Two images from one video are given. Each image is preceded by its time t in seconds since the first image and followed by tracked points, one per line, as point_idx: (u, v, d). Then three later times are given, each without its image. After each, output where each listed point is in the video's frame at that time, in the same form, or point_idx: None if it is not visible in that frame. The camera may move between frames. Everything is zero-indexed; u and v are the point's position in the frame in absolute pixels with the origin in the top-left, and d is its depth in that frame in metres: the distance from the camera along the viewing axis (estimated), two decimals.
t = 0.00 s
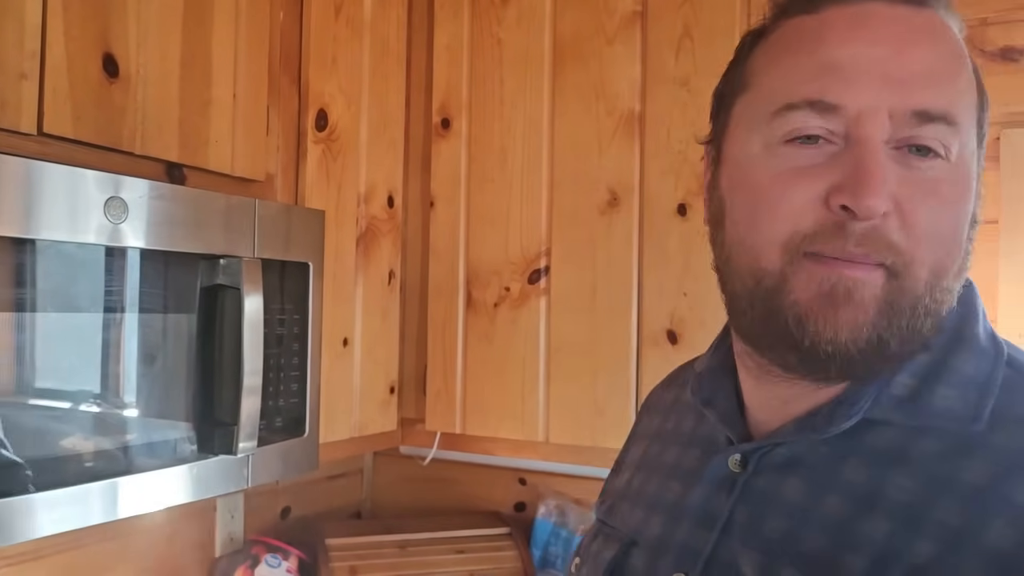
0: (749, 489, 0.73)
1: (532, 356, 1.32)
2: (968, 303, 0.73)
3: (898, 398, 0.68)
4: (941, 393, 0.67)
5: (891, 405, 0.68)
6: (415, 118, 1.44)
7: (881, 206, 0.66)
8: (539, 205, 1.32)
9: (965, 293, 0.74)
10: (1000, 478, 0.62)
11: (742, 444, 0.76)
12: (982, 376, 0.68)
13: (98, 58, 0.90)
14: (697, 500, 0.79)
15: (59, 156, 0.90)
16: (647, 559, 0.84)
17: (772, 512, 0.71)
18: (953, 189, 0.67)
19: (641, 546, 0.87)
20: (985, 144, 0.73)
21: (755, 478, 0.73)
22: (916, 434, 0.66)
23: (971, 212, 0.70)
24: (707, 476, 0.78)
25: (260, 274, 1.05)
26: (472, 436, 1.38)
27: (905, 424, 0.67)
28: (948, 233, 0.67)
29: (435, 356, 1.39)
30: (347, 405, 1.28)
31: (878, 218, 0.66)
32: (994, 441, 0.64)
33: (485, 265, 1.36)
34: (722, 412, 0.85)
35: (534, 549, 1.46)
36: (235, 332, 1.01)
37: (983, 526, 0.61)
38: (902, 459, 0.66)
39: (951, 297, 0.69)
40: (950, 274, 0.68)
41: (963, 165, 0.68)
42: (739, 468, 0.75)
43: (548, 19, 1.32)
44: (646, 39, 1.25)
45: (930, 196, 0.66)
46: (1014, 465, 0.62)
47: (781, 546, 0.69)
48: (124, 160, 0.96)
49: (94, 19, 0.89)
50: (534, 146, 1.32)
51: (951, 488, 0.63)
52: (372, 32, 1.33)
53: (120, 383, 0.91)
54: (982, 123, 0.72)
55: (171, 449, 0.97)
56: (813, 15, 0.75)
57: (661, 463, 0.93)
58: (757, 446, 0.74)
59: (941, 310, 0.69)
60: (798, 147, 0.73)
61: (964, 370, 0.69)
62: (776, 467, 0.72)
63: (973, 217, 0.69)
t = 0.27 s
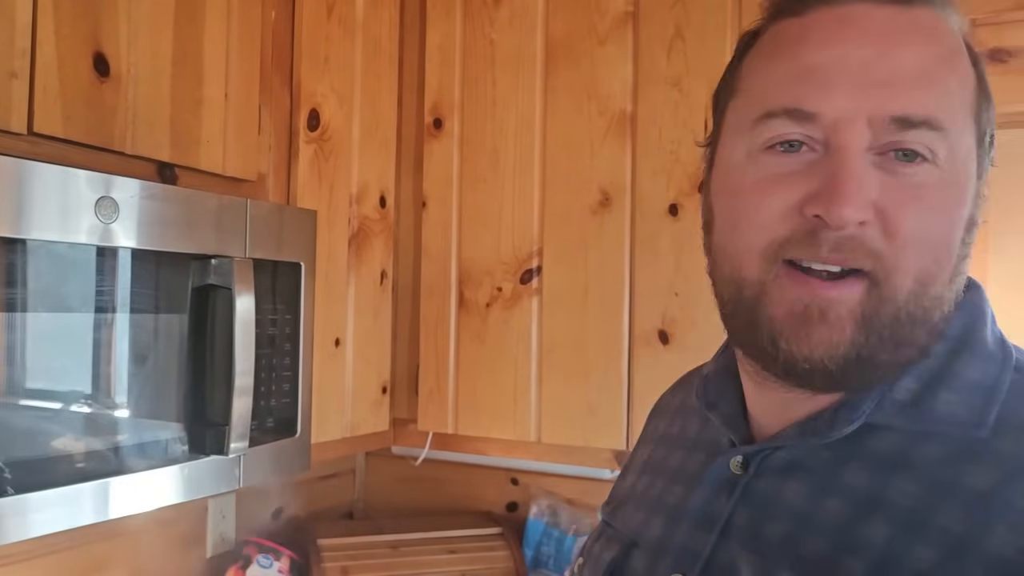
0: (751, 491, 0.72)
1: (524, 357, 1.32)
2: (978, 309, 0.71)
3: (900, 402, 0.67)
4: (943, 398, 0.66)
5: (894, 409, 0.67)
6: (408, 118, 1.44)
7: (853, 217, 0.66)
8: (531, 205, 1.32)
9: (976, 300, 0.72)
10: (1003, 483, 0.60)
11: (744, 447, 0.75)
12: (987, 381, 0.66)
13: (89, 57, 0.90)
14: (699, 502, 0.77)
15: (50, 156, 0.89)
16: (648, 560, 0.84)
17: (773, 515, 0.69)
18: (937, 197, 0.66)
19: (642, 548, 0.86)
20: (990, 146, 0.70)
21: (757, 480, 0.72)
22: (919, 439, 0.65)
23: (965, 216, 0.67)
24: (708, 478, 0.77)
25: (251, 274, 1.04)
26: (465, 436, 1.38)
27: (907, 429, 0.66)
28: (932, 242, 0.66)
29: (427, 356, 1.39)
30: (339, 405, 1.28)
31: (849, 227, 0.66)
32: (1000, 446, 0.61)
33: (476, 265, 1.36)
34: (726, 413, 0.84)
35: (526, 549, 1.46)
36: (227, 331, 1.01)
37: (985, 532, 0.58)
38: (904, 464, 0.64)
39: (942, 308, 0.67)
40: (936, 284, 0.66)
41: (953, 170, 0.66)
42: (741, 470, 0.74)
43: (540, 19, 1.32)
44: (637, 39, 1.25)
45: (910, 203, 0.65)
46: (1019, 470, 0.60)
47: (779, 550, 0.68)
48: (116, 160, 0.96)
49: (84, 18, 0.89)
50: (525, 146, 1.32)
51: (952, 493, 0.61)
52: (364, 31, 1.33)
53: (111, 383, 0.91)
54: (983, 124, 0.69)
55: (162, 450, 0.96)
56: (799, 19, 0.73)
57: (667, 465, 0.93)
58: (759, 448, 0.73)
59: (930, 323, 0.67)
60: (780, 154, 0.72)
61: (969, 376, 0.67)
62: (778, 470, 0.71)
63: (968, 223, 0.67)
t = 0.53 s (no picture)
0: (742, 489, 0.75)
1: (518, 357, 1.32)
2: (962, 313, 0.74)
3: (886, 404, 0.70)
4: (927, 401, 0.69)
5: (878, 411, 0.70)
6: (402, 118, 1.44)
7: (650, 262, 0.72)
8: (525, 206, 1.32)
9: (962, 303, 0.75)
10: (987, 487, 0.65)
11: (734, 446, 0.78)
12: (971, 386, 0.70)
13: (82, 56, 0.90)
14: (688, 500, 0.81)
15: (43, 155, 0.89)
16: (641, 557, 0.85)
17: (763, 514, 0.73)
18: (734, 224, 0.68)
19: (637, 545, 0.87)
20: (852, 145, 0.68)
21: (748, 479, 0.75)
22: (905, 442, 0.69)
23: (794, 230, 0.67)
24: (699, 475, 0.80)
25: (245, 274, 1.04)
26: (459, 436, 1.38)
27: (894, 431, 0.69)
28: (722, 260, 0.68)
29: (422, 356, 1.39)
30: (333, 405, 1.28)
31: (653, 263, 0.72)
32: (982, 452, 0.66)
33: (471, 265, 1.36)
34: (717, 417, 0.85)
35: (521, 549, 1.47)
36: (221, 331, 1.01)
37: (968, 535, 0.64)
38: (891, 467, 0.69)
39: (775, 322, 0.68)
40: (757, 299, 0.68)
41: (772, 183, 0.68)
42: (730, 470, 0.77)
43: (535, 19, 1.32)
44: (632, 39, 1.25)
45: (704, 237, 0.69)
46: (1000, 476, 0.65)
47: (769, 547, 0.72)
48: (110, 159, 0.96)
49: (78, 17, 0.89)
50: (520, 146, 1.32)
51: (936, 497, 0.66)
52: (358, 30, 1.33)
53: (104, 383, 0.90)
54: (805, 128, 0.68)
55: (156, 450, 0.96)
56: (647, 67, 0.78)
57: (663, 464, 0.93)
58: (749, 447, 0.75)
59: (771, 337, 0.69)
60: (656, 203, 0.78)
61: (953, 378, 0.71)
62: (769, 469, 0.74)
63: (800, 233, 0.67)
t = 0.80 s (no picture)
0: (694, 477, 0.79)
1: (518, 356, 1.32)
2: (904, 311, 0.76)
3: (823, 397, 0.74)
4: (862, 395, 0.72)
5: (815, 404, 0.74)
6: (402, 116, 1.44)
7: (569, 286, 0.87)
8: (524, 205, 1.32)
9: (903, 302, 0.77)
10: (907, 475, 0.68)
11: (690, 435, 0.82)
12: (903, 381, 0.73)
13: (82, 54, 0.90)
14: (648, 486, 0.85)
15: (43, 153, 0.89)
16: (604, 538, 0.91)
17: (708, 501, 0.77)
18: (600, 248, 0.80)
19: (602, 528, 0.92)
20: (670, 179, 0.75)
21: (700, 468, 0.79)
22: (839, 435, 0.72)
23: (634, 254, 0.78)
24: (660, 465, 0.84)
25: (245, 272, 1.04)
26: (459, 435, 1.38)
27: (830, 424, 0.73)
28: (603, 280, 0.81)
29: (421, 354, 1.39)
30: (333, 403, 1.28)
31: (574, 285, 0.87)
32: (908, 441, 0.69)
33: (470, 264, 1.36)
34: (678, 413, 0.91)
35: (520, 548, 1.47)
36: (220, 329, 1.01)
37: (886, 520, 0.67)
38: (824, 456, 0.72)
39: (642, 334, 0.79)
40: (624, 316, 0.80)
41: (610, 220, 0.79)
42: (687, 457, 0.81)
43: (534, 19, 1.32)
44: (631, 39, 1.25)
45: (586, 260, 0.82)
46: (920, 463, 0.68)
47: (709, 530, 0.76)
48: (110, 157, 0.96)
49: (78, 15, 0.89)
50: (519, 145, 1.33)
51: (862, 483, 0.69)
52: (358, 29, 1.33)
53: (103, 381, 0.90)
54: (625, 171, 0.78)
55: (155, 449, 0.96)
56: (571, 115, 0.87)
57: (633, 450, 0.98)
58: (702, 437, 0.79)
59: (644, 347, 0.79)
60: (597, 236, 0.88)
61: (888, 375, 0.73)
62: (718, 457, 0.78)
63: (642, 262, 0.78)
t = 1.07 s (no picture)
0: (643, 454, 0.81)
1: (521, 354, 1.32)
2: (830, 302, 0.79)
3: (752, 380, 0.76)
4: (783, 378, 0.75)
5: (745, 386, 0.76)
6: (405, 115, 1.44)
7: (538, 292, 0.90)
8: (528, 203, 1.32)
9: (830, 294, 0.79)
10: (815, 448, 0.70)
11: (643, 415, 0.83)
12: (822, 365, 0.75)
13: (87, 52, 0.90)
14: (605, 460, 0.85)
15: (49, 151, 0.89)
16: (566, 507, 0.90)
17: (651, 475, 0.79)
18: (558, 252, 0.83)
19: (564, 500, 0.92)
20: (610, 188, 0.79)
21: (649, 445, 0.81)
22: (763, 414, 0.75)
23: (583, 255, 0.81)
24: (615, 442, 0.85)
25: (250, 270, 1.04)
26: (463, 433, 1.38)
27: (756, 404, 0.75)
28: (564, 281, 0.83)
29: (424, 353, 1.39)
30: (336, 401, 1.28)
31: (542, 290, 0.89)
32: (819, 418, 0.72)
33: (474, 262, 1.36)
34: (637, 398, 0.91)
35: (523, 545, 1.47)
36: (225, 328, 1.01)
37: (792, 489, 0.70)
38: (745, 433, 0.75)
39: (597, 328, 0.81)
40: (581, 312, 0.82)
41: (562, 226, 0.82)
42: (639, 434, 0.82)
43: (537, 17, 1.32)
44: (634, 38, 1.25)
45: (547, 266, 0.85)
46: (827, 438, 0.70)
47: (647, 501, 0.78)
48: (115, 155, 0.96)
49: (83, 14, 0.89)
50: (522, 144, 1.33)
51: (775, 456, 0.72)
52: (361, 27, 1.33)
53: (105, 379, 0.90)
54: (570, 182, 0.81)
55: (160, 447, 0.96)
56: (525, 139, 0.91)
57: (598, 431, 1.00)
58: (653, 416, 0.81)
59: (601, 341, 0.81)
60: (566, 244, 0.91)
61: (808, 360, 0.75)
62: (665, 434, 0.80)
63: (592, 263, 0.80)
